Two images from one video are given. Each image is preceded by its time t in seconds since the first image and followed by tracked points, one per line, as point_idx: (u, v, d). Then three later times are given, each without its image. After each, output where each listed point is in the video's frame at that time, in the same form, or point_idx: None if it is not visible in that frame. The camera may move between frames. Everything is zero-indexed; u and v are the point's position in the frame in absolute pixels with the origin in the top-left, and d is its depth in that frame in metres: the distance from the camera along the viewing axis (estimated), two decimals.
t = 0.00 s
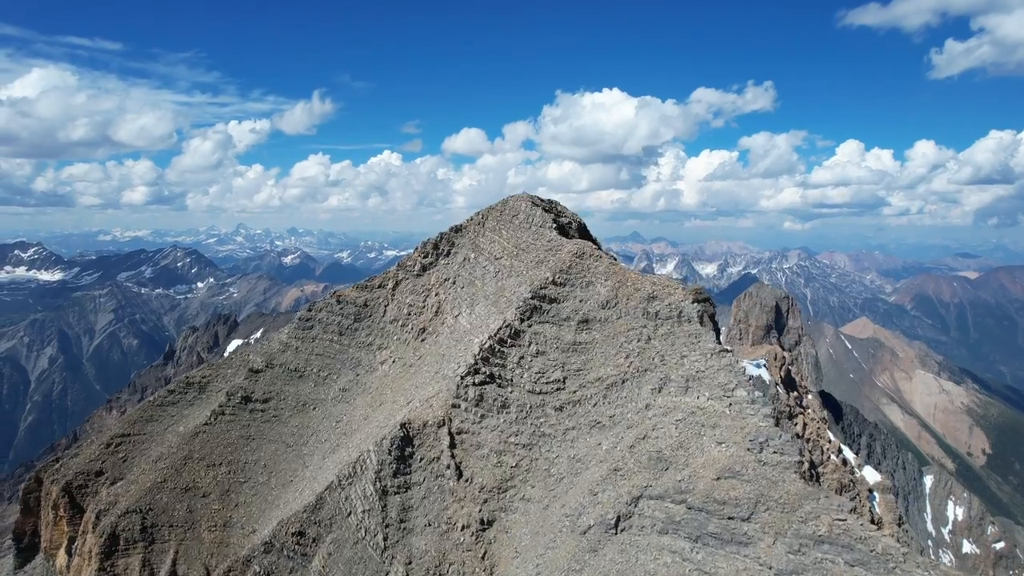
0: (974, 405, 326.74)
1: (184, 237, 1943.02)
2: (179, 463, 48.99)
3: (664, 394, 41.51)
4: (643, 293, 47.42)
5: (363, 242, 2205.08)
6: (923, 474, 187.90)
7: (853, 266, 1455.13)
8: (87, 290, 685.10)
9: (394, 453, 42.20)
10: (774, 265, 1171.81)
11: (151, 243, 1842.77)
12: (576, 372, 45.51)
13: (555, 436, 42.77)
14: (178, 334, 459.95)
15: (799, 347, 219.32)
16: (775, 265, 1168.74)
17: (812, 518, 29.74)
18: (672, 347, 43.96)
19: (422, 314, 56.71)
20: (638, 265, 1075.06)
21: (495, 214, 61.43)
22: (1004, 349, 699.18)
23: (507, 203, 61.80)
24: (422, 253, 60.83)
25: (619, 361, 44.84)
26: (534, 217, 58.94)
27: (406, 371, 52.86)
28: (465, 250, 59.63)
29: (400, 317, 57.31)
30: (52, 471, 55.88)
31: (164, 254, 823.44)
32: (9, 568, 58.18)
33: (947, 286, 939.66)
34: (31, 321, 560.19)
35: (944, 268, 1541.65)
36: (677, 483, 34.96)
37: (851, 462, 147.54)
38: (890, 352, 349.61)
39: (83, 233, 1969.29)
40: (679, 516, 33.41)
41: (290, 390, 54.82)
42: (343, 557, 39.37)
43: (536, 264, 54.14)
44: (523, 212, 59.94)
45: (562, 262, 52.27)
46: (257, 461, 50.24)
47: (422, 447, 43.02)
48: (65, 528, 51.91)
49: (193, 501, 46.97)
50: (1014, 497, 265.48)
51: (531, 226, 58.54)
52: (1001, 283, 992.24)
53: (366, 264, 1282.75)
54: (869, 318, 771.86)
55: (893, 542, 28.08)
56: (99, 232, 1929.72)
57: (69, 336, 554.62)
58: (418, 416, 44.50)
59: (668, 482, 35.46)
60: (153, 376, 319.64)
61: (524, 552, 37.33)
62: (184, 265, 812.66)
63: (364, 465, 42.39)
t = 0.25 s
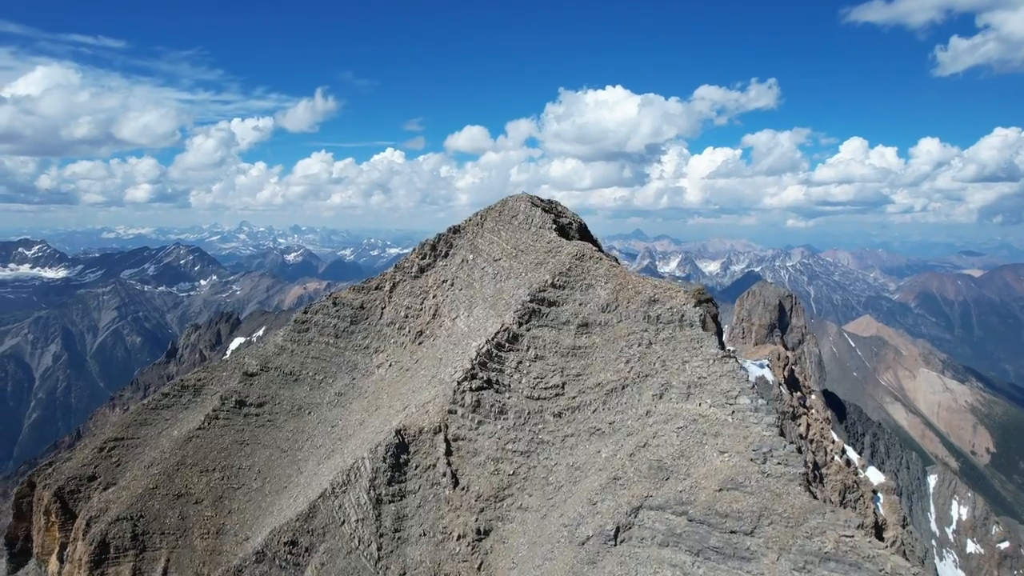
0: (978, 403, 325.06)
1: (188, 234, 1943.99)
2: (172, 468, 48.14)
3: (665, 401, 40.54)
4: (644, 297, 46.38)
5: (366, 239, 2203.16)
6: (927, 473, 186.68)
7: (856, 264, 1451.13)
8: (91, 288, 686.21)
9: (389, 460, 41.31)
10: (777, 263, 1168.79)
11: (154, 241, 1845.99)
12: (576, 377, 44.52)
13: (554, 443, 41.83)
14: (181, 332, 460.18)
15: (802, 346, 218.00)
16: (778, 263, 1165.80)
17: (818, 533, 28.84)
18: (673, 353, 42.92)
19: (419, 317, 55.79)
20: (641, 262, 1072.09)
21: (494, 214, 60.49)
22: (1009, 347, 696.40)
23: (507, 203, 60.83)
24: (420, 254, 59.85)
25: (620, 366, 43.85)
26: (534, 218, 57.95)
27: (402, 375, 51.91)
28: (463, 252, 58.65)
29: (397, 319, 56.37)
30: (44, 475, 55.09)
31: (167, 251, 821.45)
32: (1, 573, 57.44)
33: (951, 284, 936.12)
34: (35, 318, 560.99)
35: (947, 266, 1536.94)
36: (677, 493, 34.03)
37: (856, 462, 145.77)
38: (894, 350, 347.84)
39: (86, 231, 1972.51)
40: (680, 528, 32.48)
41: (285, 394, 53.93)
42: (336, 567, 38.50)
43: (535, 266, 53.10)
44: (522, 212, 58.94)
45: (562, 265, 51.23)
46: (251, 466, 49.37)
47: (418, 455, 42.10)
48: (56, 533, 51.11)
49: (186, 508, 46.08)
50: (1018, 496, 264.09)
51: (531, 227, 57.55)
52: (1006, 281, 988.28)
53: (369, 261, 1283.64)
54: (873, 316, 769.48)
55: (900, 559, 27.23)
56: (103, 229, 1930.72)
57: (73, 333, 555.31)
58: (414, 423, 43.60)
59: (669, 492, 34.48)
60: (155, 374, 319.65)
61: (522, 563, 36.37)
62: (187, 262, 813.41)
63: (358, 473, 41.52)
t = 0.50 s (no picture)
0: (982, 402, 323.25)
1: (191, 232, 1947.30)
2: (165, 474, 47.26)
3: (666, 408, 39.56)
4: (646, 300, 45.40)
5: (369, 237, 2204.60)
6: (931, 473, 185.46)
7: (861, 262, 1446.88)
8: (95, 285, 687.34)
9: (384, 468, 40.42)
10: (781, 261, 1165.83)
11: (158, 238, 1849.60)
12: (575, 383, 43.56)
13: (553, 450, 40.90)
14: (185, 330, 460.67)
15: (806, 345, 216.87)
16: (782, 261, 1162.79)
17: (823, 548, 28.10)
18: (675, 358, 41.93)
19: (417, 319, 54.91)
20: (644, 260, 1070.14)
21: (493, 215, 59.52)
22: (1014, 346, 693.18)
23: (506, 203, 59.87)
24: (418, 256, 58.92)
25: (620, 371, 42.92)
26: (534, 219, 57.02)
27: (399, 379, 50.98)
28: (462, 253, 57.72)
29: (395, 322, 55.50)
30: (37, 480, 54.31)
31: (171, 249, 822.58)
32: None
33: (956, 282, 932.04)
34: (40, 315, 562.00)
35: (952, 264, 1531.08)
36: (679, 505, 33.12)
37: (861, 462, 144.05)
38: (898, 349, 346.15)
39: (91, 229, 1977.42)
40: (681, 541, 31.59)
41: (281, 398, 53.08)
42: None
43: (534, 268, 52.15)
44: (522, 213, 58.00)
45: (562, 267, 50.24)
46: (245, 472, 48.51)
47: (413, 462, 41.26)
48: (48, 540, 50.27)
49: (178, 515, 45.23)
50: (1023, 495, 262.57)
51: (531, 228, 56.63)
52: (1011, 279, 983.73)
53: (372, 259, 1284.45)
54: (877, 314, 766.56)
55: None
56: (107, 227, 1934.30)
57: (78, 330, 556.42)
58: (410, 429, 42.71)
59: (670, 503, 33.60)
60: (158, 372, 319.84)
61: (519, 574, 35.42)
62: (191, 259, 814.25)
63: (352, 481, 40.66)
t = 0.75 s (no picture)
0: (988, 400, 321.03)
1: (196, 229, 1950.54)
2: (158, 480, 46.46)
3: (668, 415, 38.66)
4: (648, 304, 44.39)
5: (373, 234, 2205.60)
6: (936, 472, 184.18)
7: (865, 260, 1442.06)
8: (100, 283, 688.78)
9: (379, 476, 39.69)
10: (786, 258, 1162.08)
11: (163, 236, 1853.69)
12: (575, 389, 42.60)
13: (552, 458, 40.00)
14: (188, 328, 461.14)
15: (810, 344, 215.46)
16: (786, 259, 1159.21)
17: (829, 565, 27.19)
18: (677, 364, 40.94)
19: (415, 323, 54.02)
20: (648, 258, 1067.80)
21: (493, 216, 58.57)
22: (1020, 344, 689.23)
23: (506, 204, 58.89)
24: (416, 257, 58.06)
25: (621, 378, 41.98)
26: (534, 219, 55.89)
27: (397, 383, 50.07)
28: (461, 254, 56.80)
29: (392, 325, 54.59)
30: (31, 484, 53.65)
31: (176, 246, 823.49)
32: None
33: (962, 280, 927.42)
34: (45, 313, 563.08)
35: (957, 262, 1525.74)
36: (679, 516, 32.16)
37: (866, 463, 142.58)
38: (903, 347, 344.45)
39: (96, 227, 1982.90)
40: (681, 555, 30.53)
41: (276, 403, 52.21)
42: None
43: (534, 271, 51.17)
44: (522, 214, 56.96)
45: (562, 270, 49.27)
46: (240, 477, 47.69)
47: (409, 470, 40.41)
48: (40, 545, 49.49)
49: (171, 522, 44.36)
50: None
51: (531, 229, 55.65)
52: (1017, 277, 978.22)
53: (376, 257, 1285.10)
54: (882, 312, 763.23)
55: None
56: (112, 224, 1938.75)
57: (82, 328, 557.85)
58: (406, 435, 41.91)
59: (671, 515, 32.61)
60: (162, 370, 320.11)
61: None
62: (195, 257, 815.25)
63: (347, 489, 39.91)
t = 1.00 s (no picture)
0: (993, 399, 319.10)
1: (200, 227, 1954.12)
2: (150, 486, 45.68)
3: (670, 423, 37.66)
4: (649, 309, 43.43)
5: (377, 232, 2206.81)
6: (942, 472, 182.81)
7: (870, 258, 1436.62)
8: (104, 280, 690.31)
9: (374, 485, 38.86)
10: (790, 256, 1158.50)
11: (167, 233, 1857.61)
12: (575, 395, 41.67)
13: (551, 466, 39.09)
14: (193, 325, 461.80)
15: (815, 343, 214.22)
16: (791, 256, 1155.65)
17: None
18: (679, 370, 39.92)
19: (413, 325, 53.13)
20: (652, 256, 1065.29)
21: (492, 217, 57.64)
22: None
23: (506, 204, 57.95)
24: (414, 259, 57.12)
25: (622, 384, 41.00)
26: (534, 221, 54.98)
27: (394, 388, 49.23)
28: (460, 256, 55.92)
29: (390, 327, 53.73)
30: (24, 489, 52.90)
31: (180, 244, 824.36)
32: None
33: (967, 278, 923.05)
34: (50, 310, 564.23)
35: (963, 260, 1518.55)
36: (681, 529, 31.16)
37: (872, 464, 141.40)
38: (908, 346, 342.87)
39: (101, 224, 1988.38)
40: (682, 569, 29.50)
41: (272, 407, 51.41)
42: None
43: (534, 273, 50.18)
44: (522, 215, 56.02)
45: (562, 272, 48.25)
46: (234, 483, 46.85)
47: (405, 478, 39.57)
48: (32, 552, 48.73)
49: (163, 529, 43.56)
50: None
51: (531, 230, 54.69)
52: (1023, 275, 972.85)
53: (380, 254, 1285.57)
54: (888, 311, 760.26)
55: None
56: (117, 221, 1943.56)
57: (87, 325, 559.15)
58: (402, 442, 41.03)
59: (672, 527, 31.61)
60: (166, 367, 320.28)
61: None
62: (199, 254, 815.87)
63: (341, 498, 39.02)
